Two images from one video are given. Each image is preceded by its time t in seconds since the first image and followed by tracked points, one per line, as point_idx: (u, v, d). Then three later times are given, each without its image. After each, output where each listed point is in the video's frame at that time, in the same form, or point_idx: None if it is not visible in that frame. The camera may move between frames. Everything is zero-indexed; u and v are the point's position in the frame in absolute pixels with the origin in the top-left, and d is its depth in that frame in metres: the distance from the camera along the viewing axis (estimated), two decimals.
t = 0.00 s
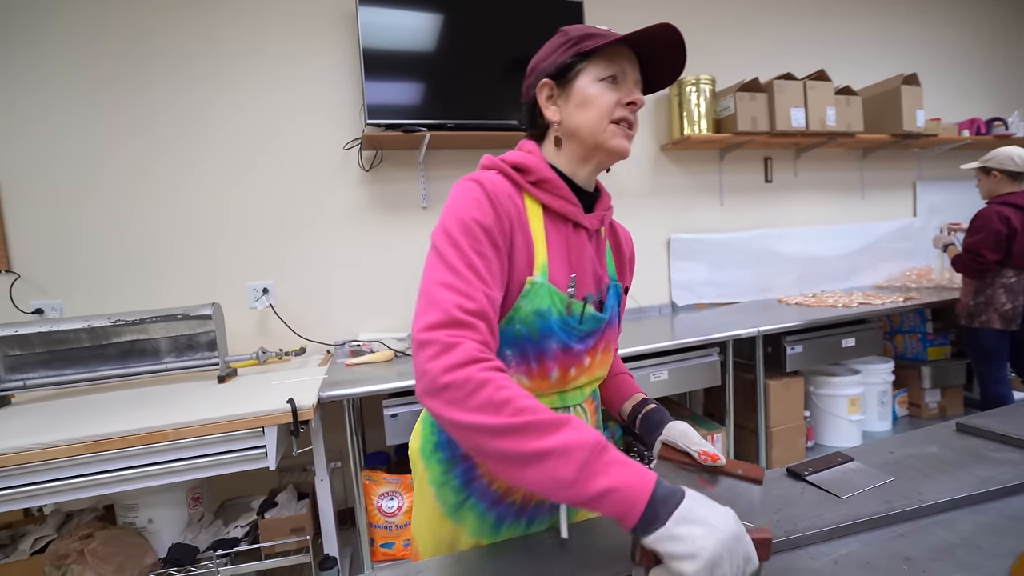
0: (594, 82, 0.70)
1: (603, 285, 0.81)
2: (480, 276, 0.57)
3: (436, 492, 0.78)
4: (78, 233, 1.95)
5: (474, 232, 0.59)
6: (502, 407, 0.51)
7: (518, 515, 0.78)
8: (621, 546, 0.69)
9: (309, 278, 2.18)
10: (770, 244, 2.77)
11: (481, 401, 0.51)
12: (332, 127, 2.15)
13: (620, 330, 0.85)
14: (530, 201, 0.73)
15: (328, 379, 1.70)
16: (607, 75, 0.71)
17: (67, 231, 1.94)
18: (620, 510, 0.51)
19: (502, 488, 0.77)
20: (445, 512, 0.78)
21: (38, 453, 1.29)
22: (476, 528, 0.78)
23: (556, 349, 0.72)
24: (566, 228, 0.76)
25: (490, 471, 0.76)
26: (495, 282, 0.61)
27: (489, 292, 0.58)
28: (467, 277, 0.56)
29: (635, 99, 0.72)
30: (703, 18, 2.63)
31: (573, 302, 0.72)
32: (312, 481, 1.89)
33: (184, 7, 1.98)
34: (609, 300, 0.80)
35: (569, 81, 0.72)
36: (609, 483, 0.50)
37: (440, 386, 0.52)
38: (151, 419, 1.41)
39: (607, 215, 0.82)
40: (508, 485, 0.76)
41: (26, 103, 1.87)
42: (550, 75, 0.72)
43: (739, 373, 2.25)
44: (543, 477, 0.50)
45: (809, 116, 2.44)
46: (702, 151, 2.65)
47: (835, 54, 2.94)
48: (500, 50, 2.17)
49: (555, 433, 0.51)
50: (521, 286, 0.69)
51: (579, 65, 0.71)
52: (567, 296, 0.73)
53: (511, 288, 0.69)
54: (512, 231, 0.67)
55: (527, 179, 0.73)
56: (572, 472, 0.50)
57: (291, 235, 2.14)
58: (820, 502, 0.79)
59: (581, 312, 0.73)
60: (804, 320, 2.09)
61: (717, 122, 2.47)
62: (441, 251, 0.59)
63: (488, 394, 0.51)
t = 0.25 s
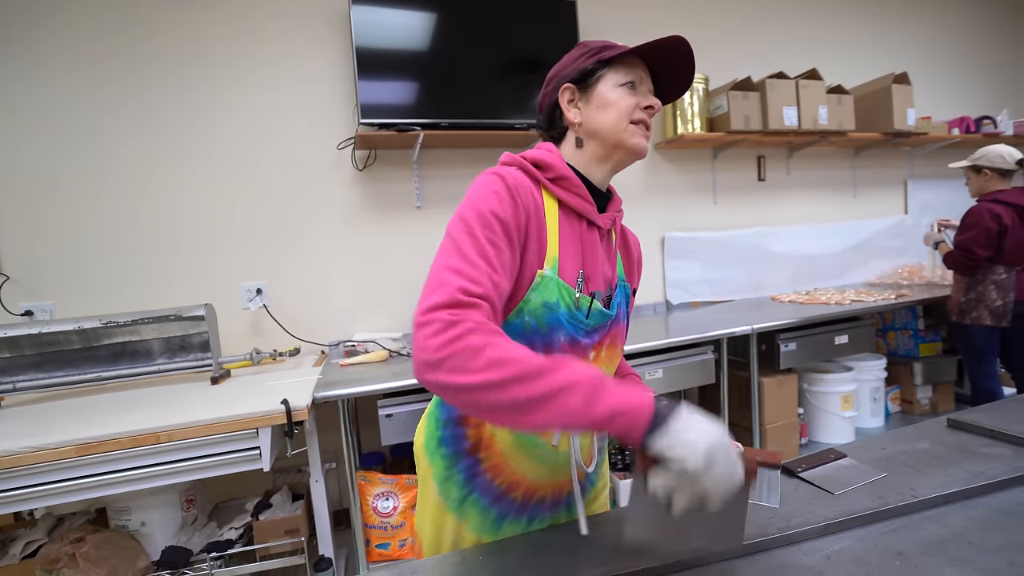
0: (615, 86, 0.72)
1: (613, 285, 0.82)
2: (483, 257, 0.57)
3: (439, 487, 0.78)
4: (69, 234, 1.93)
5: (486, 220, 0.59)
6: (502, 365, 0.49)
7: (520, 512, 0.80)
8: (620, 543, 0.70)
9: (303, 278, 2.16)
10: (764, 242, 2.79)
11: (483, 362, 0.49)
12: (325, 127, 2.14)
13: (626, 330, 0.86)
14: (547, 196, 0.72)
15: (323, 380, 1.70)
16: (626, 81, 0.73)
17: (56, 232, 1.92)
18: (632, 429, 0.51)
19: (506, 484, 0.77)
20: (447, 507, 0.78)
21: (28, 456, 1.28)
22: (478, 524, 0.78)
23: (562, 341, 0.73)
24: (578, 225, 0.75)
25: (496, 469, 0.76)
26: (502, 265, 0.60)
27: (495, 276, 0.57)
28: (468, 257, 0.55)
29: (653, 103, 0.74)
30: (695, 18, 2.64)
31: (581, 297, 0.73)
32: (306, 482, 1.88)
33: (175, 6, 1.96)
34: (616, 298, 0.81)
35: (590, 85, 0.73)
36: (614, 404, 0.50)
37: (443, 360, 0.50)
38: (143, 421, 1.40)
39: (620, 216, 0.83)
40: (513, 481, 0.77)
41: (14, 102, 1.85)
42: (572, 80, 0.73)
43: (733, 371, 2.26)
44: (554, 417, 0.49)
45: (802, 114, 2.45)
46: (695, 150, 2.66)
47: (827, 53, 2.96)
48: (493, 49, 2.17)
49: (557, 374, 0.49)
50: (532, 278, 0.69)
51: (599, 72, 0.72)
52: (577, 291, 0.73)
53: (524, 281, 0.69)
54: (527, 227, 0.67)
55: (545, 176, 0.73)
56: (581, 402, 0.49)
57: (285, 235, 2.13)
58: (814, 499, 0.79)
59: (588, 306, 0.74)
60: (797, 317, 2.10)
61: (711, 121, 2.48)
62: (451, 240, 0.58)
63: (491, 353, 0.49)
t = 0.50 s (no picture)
0: (610, 80, 0.72)
1: (606, 277, 0.82)
2: (479, 260, 0.57)
3: (433, 477, 0.77)
4: (50, 221, 1.90)
5: (481, 220, 0.59)
6: (489, 373, 0.50)
7: (515, 501, 0.79)
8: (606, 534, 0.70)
9: (290, 268, 2.14)
10: (752, 241, 2.81)
11: (469, 370, 0.51)
12: (315, 116, 2.12)
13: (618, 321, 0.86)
14: (541, 188, 0.72)
15: (308, 371, 1.68)
16: (620, 77, 0.73)
17: (38, 217, 1.88)
18: (607, 458, 0.51)
19: (501, 473, 0.76)
20: (442, 497, 0.77)
21: (5, 444, 1.26)
22: (472, 513, 0.77)
23: (558, 334, 0.73)
24: (573, 217, 0.75)
25: (491, 457, 0.76)
26: (496, 267, 0.60)
27: (489, 277, 0.58)
28: (462, 257, 0.56)
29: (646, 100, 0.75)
30: (689, 15, 2.64)
31: (576, 288, 0.73)
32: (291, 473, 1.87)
33: None
34: (609, 290, 0.81)
35: (584, 79, 0.73)
36: (592, 435, 0.51)
37: (432, 361, 0.52)
38: (125, 410, 1.38)
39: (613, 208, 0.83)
40: (508, 470, 0.76)
41: None
42: (568, 72, 0.73)
43: (719, 368, 2.28)
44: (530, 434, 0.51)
45: (792, 114, 2.46)
46: (687, 148, 2.67)
47: (818, 55, 2.98)
48: (486, 42, 2.16)
49: (541, 393, 0.51)
50: (528, 271, 0.69)
51: (595, 66, 0.73)
52: (571, 282, 0.73)
53: (519, 273, 0.69)
54: (523, 223, 0.67)
55: (539, 169, 0.73)
56: (559, 427, 0.50)
57: (273, 225, 2.11)
58: (794, 494, 0.80)
59: (583, 297, 0.74)
60: (783, 316, 2.12)
61: (702, 119, 2.49)
62: (447, 237, 0.59)
63: (476, 361, 0.51)
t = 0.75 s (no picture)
0: (610, 69, 0.71)
1: (604, 268, 0.81)
2: (468, 269, 0.57)
3: (431, 468, 0.77)
4: (38, 210, 1.87)
5: (474, 225, 0.59)
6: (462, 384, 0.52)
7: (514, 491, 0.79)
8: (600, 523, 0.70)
9: (283, 259, 2.13)
10: (747, 234, 2.81)
11: (444, 381, 0.52)
12: (308, 105, 2.10)
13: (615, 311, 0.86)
14: (540, 179, 0.71)
15: (302, 362, 1.68)
16: (620, 66, 0.72)
17: (27, 206, 1.86)
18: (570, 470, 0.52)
19: (500, 464, 0.76)
20: (440, 488, 0.77)
21: None
22: (471, 504, 0.78)
23: (559, 327, 0.72)
24: (573, 208, 0.75)
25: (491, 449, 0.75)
26: (486, 271, 0.60)
27: (477, 285, 0.58)
28: (447, 263, 0.56)
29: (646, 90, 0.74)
30: (685, 6, 2.62)
31: (576, 281, 0.73)
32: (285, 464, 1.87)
33: None
34: (608, 280, 0.80)
35: (584, 67, 0.72)
36: (559, 446, 0.51)
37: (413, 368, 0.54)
38: (117, 401, 1.37)
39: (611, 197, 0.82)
40: (507, 461, 0.76)
41: None
42: (567, 59, 0.71)
43: (714, 361, 2.29)
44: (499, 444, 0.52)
45: (788, 107, 2.46)
46: (682, 140, 2.66)
47: (815, 48, 2.97)
48: (482, 31, 2.13)
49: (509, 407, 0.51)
50: (527, 266, 0.68)
51: (595, 54, 0.71)
52: (571, 275, 0.72)
53: (518, 269, 0.68)
54: (520, 225, 0.66)
55: (538, 160, 0.72)
56: (525, 439, 0.51)
57: (267, 215, 2.09)
58: (786, 484, 0.81)
59: (583, 290, 0.73)
60: (777, 309, 2.12)
61: (698, 111, 2.48)
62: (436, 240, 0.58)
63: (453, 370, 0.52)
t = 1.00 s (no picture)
0: (612, 65, 0.68)
1: (598, 265, 0.81)
2: (437, 258, 0.56)
3: (426, 465, 0.77)
4: (32, 208, 1.85)
5: (450, 221, 0.58)
6: (411, 354, 0.49)
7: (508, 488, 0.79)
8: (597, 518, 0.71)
9: (279, 256, 2.12)
10: (744, 228, 2.81)
11: (397, 356, 0.50)
12: (303, 101, 2.08)
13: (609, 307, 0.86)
14: (532, 176, 0.71)
15: (299, 359, 1.67)
16: (624, 62, 0.69)
17: (20, 204, 1.84)
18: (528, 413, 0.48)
19: (494, 461, 0.76)
20: (435, 485, 0.77)
21: None
22: (466, 500, 0.77)
23: (548, 326, 0.72)
24: (565, 206, 0.74)
25: (484, 447, 0.75)
26: (464, 267, 0.59)
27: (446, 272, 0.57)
28: (416, 260, 0.56)
29: (648, 90, 0.71)
30: None
31: (566, 280, 0.73)
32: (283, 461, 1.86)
33: None
34: (601, 277, 0.80)
35: (586, 59, 0.69)
36: (511, 397, 0.48)
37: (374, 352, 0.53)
38: (114, 399, 1.36)
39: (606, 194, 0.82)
40: (501, 459, 0.75)
41: None
42: (569, 49, 0.69)
43: (712, 354, 2.29)
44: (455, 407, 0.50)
45: (785, 100, 2.46)
46: (679, 134, 2.65)
47: (811, 40, 2.96)
48: (477, 25, 2.12)
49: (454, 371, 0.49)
50: (516, 264, 0.68)
51: (598, 46, 0.68)
52: (562, 274, 0.72)
53: (507, 268, 0.68)
54: (506, 220, 0.66)
55: (528, 156, 0.72)
56: (475, 400, 0.49)
57: (263, 212, 2.08)
58: (785, 477, 0.81)
59: (573, 289, 0.73)
60: (774, 302, 2.13)
61: (694, 105, 2.48)
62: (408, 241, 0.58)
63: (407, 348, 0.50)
